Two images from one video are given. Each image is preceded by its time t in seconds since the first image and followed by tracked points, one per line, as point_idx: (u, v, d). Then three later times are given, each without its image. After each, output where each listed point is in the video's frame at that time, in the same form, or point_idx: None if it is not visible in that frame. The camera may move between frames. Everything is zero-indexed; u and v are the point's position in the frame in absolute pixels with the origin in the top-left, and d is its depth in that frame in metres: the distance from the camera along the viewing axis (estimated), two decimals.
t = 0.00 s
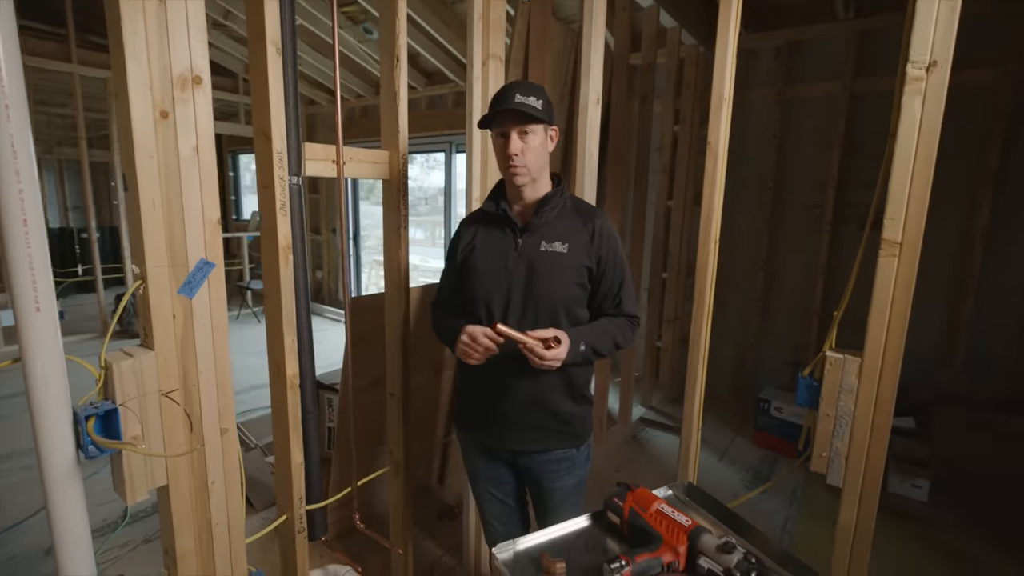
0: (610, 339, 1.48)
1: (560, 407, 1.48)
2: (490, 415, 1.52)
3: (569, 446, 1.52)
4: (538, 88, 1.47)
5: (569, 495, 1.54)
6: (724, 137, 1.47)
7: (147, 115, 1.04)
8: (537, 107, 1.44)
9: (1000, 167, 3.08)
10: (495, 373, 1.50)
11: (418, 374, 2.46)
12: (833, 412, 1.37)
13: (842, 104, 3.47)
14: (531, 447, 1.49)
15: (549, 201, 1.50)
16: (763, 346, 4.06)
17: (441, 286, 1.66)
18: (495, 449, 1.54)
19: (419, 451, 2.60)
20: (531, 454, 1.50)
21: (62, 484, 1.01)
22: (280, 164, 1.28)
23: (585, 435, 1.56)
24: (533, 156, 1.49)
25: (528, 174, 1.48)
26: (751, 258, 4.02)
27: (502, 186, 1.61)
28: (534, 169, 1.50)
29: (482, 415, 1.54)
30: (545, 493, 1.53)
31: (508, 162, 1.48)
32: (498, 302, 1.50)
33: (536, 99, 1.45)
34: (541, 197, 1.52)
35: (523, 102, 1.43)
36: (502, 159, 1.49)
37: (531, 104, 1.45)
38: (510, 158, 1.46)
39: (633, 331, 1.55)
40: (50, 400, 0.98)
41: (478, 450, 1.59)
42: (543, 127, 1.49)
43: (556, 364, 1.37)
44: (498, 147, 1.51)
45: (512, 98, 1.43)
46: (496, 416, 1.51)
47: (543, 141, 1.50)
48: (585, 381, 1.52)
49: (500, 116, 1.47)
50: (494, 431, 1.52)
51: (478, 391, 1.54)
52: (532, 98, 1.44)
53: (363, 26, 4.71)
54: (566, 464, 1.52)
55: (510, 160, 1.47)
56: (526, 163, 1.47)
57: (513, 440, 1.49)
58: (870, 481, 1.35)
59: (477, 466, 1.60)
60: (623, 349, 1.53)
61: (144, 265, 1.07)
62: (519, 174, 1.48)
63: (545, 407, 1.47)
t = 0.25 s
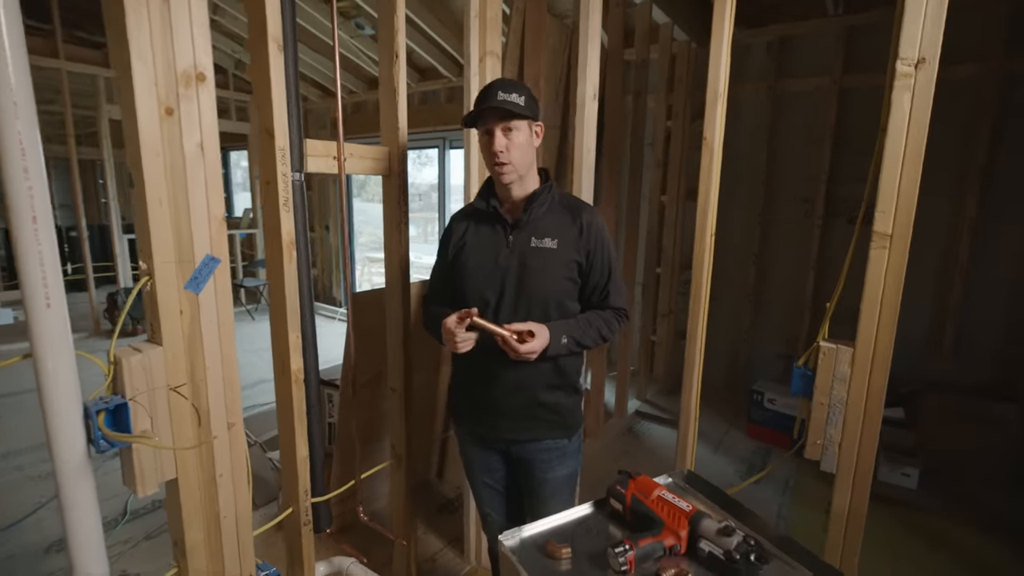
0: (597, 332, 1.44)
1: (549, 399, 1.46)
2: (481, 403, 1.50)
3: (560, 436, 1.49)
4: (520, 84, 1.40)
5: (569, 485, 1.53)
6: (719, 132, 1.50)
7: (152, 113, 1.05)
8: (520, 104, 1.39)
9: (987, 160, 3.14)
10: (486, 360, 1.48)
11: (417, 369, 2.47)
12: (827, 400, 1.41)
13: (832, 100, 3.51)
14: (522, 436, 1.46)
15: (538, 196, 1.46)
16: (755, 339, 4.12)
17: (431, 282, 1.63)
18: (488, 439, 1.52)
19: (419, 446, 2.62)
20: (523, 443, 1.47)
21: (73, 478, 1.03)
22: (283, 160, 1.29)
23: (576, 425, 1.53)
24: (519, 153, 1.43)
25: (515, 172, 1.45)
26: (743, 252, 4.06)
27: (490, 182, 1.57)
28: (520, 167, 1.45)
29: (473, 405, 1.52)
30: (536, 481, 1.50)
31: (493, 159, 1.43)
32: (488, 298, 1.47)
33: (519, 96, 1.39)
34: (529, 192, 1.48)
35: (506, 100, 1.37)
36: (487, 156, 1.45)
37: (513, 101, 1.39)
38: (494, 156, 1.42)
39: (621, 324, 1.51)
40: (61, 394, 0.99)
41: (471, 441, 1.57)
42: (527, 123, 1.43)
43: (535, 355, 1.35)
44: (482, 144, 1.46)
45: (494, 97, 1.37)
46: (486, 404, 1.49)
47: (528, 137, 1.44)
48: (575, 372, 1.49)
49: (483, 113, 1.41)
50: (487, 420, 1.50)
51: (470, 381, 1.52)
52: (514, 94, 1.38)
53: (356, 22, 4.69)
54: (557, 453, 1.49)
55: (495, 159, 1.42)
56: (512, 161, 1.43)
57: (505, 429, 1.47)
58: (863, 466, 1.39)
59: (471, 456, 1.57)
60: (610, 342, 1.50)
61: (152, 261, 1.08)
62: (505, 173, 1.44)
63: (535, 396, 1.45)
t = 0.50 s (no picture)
0: (596, 324, 1.45)
1: (551, 391, 1.47)
2: (485, 398, 1.51)
3: (564, 429, 1.49)
4: (520, 83, 1.42)
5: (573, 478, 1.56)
6: (725, 134, 1.53)
7: (171, 108, 1.07)
8: (520, 104, 1.41)
9: (986, 166, 3.17)
10: (489, 355, 1.50)
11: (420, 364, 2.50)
12: (826, 398, 1.43)
13: (835, 103, 3.54)
14: (526, 429, 1.47)
15: (537, 192, 1.47)
16: (754, 340, 4.15)
17: (432, 278, 1.65)
18: (492, 433, 1.53)
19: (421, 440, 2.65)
20: (526, 436, 1.48)
21: (89, 464, 1.05)
22: (296, 156, 1.32)
23: (579, 417, 1.53)
24: (519, 152, 1.45)
25: (515, 171, 1.47)
26: (744, 253, 4.09)
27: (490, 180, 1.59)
28: (521, 166, 1.47)
29: (476, 399, 1.53)
30: (534, 473, 1.49)
31: (494, 159, 1.45)
32: (489, 292, 1.50)
33: (518, 96, 1.41)
34: (528, 188, 1.50)
35: (505, 100, 1.39)
36: (488, 157, 1.47)
37: (513, 101, 1.41)
38: (495, 157, 1.44)
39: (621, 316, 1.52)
40: (80, 381, 1.01)
41: (476, 438, 1.57)
42: (526, 122, 1.45)
43: (537, 347, 1.37)
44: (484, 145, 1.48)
45: (493, 97, 1.40)
46: (490, 399, 1.50)
47: (528, 136, 1.46)
48: (578, 365, 1.50)
49: (483, 115, 1.43)
50: (491, 414, 1.50)
51: (473, 375, 1.54)
52: (513, 94, 1.40)
53: (361, 18, 4.70)
54: (561, 446, 1.50)
55: (496, 158, 1.44)
56: (512, 160, 1.45)
57: (508, 422, 1.48)
58: (860, 464, 1.41)
59: (477, 452, 1.58)
60: (609, 333, 1.50)
61: (168, 254, 1.11)
62: (506, 172, 1.46)
63: (538, 389, 1.46)
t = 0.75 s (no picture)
0: (597, 319, 1.47)
1: (553, 386, 1.49)
2: (490, 395, 1.53)
3: (567, 424, 1.52)
4: (513, 85, 1.45)
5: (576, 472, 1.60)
6: (722, 135, 1.56)
7: (182, 108, 1.09)
8: (514, 105, 1.43)
9: (975, 169, 3.23)
10: (493, 352, 1.52)
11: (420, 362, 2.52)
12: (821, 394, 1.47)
13: (828, 106, 3.59)
14: (531, 424, 1.50)
15: (536, 190, 1.50)
16: (749, 339, 4.20)
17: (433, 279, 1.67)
18: (497, 429, 1.56)
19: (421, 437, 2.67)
20: (529, 431, 1.51)
21: (100, 458, 1.06)
22: (303, 156, 1.34)
23: (581, 412, 1.56)
24: (515, 153, 1.48)
25: (511, 171, 1.50)
26: (739, 254, 4.14)
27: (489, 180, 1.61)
28: (517, 166, 1.50)
29: (481, 396, 1.56)
30: (540, 467, 1.53)
31: (490, 160, 1.48)
32: (492, 291, 1.52)
33: (512, 98, 1.43)
34: (528, 187, 1.53)
35: (499, 102, 1.42)
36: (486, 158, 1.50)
37: (507, 102, 1.43)
38: (491, 158, 1.47)
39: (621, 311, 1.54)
40: (92, 376, 1.03)
41: (480, 433, 1.60)
42: (521, 122, 1.47)
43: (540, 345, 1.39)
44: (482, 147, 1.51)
45: (488, 99, 1.42)
46: (495, 396, 1.52)
47: (523, 136, 1.48)
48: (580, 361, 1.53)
49: (478, 118, 1.46)
50: (496, 410, 1.53)
51: (477, 371, 1.56)
52: (507, 96, 1.43)
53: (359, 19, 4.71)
54: (565, 441, 1.53)
55: (493, 159, 1.47)
56: (507, 161, 1.47)
57: (512, 418, 1.51)
58: (854, 459, 1.45)
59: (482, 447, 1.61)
60: (610, 328, 1.53)
61: (178, 252, 1.13)
62: (503, 172, 1.49)
63: (542, 385, 1.48)
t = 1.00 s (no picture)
0: (599, 316, 1.51)
1: (556, 379, 1.53)
2: (495, 388, 1.57)
3: (569, 419, 1.56)
4: (517, 85, 1.48)
5: (578, 466, 1.65)
6: (714, 132, 1.61)
7: (189, 109, 1.10)
8: (519, 104, 1.47)
9: (955, 163, 3.32)
10: (498, 347, 1.56)
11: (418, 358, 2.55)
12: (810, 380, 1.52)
13: (814, 102, 3.66)
14: (534, 418, 1.54)
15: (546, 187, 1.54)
16: (739, 332, 4.28)
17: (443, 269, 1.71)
18: (501, 421, 1.59)
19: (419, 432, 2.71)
20: (533, 426, 1.55)
21: (114, 453, 1.09)
22: (305, 154, 1.36)
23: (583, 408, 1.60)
24: (522, 151, 1.51)
25: (519, 168, 1.53)
26: (728, 248, 4.21)
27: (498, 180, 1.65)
28: (525, 164, 1.54)
29: (486, 390, 1.60)
30: (543, 465, 1.58)
31: (498, 159, 1.52)
32: (498, 284, 1.56)
33: (517, 97, 1.47)
34: (536, 184, 1.57)
35: (504, 101, 1.45)
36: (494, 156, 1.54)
37: (512, 102, 1.47)
38: (499, 156, 1.51)
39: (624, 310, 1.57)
40: (105, 373, 1.05)
41: (485, 426, 1.64)
42: (527, 120, 1.50)
43: (537, 336, 1.42)
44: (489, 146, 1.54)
45: (493, 100, 1.46)
46: (500, 389, 1.56)
47: (529, 134, 1.52)
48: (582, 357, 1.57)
49: (485, 117, 1.50)
50: (500, 404, 1.57)
51: (483, 365, 1.60)
52: (512, 95, 1.46)
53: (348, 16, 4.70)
54: (567, 435, 1.57)
55: (500, 157, 1.51)
56: (515, 158, 1.51)
57: (516, 411, 1.54)
58: (843, 443, 1.51)
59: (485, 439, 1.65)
60: (613, 327, 1.55)
61: (186, 250, 1.15)
62: (511, 170, 1.53)
63: (545, 380, 1.52)
